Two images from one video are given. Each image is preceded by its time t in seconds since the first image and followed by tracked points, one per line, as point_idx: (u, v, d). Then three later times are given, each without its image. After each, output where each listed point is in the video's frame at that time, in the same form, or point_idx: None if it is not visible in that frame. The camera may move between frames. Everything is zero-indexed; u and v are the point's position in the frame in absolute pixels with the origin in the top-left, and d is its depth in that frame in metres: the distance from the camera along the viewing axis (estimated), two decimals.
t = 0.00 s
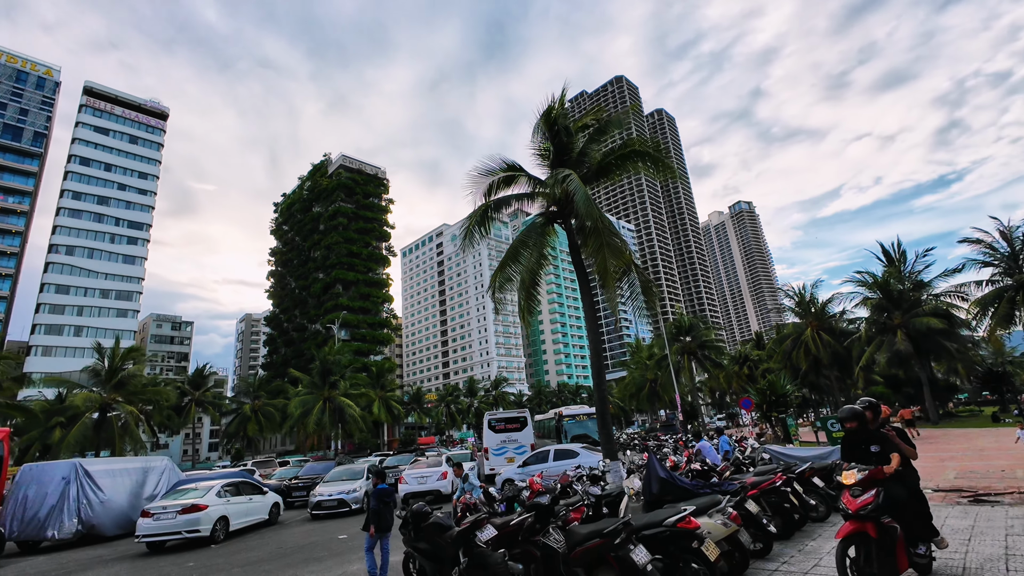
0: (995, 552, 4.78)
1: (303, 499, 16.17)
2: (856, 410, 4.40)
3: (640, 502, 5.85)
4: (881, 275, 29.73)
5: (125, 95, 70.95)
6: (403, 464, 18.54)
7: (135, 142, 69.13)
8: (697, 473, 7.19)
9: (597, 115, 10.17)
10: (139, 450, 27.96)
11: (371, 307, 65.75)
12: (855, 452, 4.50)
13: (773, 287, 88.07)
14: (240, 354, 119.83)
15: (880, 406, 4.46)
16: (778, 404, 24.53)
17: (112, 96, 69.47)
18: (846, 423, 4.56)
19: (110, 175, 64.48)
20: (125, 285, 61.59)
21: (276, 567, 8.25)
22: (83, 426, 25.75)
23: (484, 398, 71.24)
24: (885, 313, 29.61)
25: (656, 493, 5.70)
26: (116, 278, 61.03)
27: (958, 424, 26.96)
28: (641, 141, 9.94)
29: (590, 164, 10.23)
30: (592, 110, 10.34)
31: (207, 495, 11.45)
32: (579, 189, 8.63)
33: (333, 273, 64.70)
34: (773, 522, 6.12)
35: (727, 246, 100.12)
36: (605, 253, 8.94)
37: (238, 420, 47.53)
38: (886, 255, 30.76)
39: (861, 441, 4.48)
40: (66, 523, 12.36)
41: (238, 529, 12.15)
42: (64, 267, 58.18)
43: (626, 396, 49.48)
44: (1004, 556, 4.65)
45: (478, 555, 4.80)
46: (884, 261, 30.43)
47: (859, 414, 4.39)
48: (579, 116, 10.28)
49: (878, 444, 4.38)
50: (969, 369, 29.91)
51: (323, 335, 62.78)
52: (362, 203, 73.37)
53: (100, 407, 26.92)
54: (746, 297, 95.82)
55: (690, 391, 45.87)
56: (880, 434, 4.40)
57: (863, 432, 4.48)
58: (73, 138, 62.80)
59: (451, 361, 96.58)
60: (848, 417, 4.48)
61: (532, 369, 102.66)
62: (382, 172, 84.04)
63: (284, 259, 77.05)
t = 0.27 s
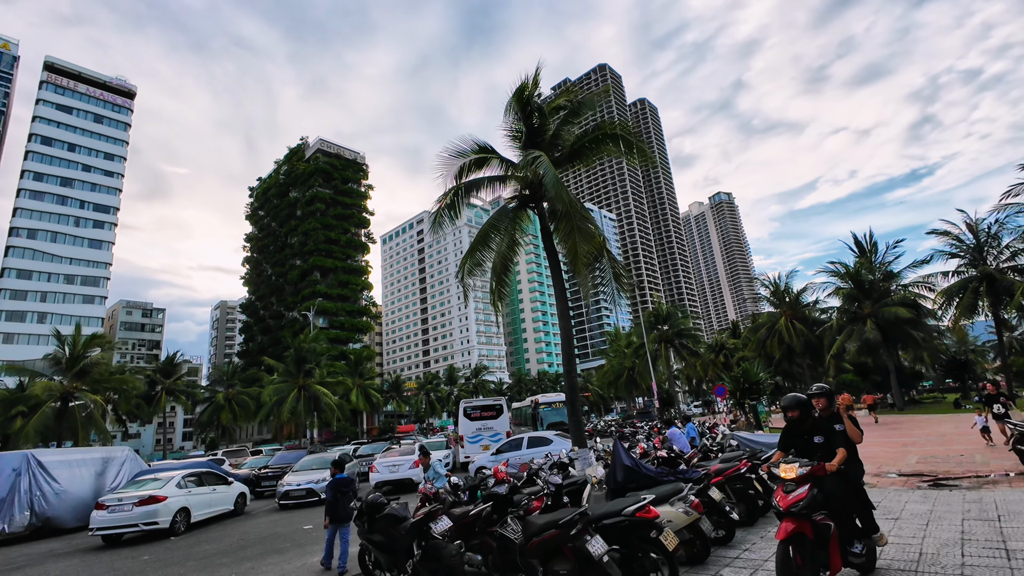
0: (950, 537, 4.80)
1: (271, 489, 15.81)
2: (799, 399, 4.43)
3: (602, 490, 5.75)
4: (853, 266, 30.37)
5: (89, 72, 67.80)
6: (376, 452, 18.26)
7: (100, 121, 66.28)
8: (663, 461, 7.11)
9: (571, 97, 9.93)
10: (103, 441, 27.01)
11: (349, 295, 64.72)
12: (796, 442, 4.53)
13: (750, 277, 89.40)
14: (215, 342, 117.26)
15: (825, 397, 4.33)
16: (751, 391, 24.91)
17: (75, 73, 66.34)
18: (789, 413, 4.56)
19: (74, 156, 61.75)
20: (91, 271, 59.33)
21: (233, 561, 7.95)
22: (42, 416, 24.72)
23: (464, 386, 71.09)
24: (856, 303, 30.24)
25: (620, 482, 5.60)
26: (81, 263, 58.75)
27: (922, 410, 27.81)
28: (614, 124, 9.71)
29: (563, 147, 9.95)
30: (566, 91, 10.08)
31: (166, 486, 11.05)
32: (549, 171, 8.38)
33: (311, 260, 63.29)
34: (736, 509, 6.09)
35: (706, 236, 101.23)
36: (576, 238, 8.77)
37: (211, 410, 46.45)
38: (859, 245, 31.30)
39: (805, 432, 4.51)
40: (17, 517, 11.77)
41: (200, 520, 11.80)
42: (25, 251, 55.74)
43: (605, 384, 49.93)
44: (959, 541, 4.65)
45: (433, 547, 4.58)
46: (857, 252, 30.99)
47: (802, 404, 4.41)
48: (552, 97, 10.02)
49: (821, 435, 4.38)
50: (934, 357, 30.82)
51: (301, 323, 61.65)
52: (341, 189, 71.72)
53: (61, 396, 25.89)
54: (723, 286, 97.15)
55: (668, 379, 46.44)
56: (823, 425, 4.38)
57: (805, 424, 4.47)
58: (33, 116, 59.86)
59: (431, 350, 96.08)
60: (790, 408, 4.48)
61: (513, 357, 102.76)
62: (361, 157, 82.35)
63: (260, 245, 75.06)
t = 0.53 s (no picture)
0: (910, 519, 4.78)
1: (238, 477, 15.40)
2: (734, 384, 3.94)
3: (567, 475, 5.61)
4: (825, 256, 30.99)
5: (47, 43, 64.13)
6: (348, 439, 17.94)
7: (60, 96, 62.96)
8: (632, 445, 7.00)
9: (544, 73, 9.64)
10: (64, 429, 26.02)
11: (326, 281, 63.54)
12: (732, 430, 4.03)
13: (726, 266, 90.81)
14: (187, 328, 114.29)
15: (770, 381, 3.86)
16: (724, 377, 25.31)
17: (31, 43, 62.66)
18: (723, 399, 4.07)
19: (31, 132, 58.60)
20: (53, 253, 56.76)
21: (187, 551, 7.63)
22: None
23: (443, 373, 70.83)
24: (827, 292, 30.87)
25: (585, 467, 5.47)
26: (41, 245, 56.15)
27: (887, 395, 28.73)
28: (588, 102, 9.47)
29: (537, 125, 9.68)
30: (540, 67, 9.78)
31: (122, 475, 10.60)
32: (518, 149, 8.14)
33: (286, 245, 61.68)
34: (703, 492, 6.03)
35: (685, 225, 102.11)
36: (547, 218, 8.56)
37: (181, 397, 45.25)
38: (832, 235, 31.83)
39: (741, 419, 4.01)
40: None
41: (159, 509, 11.38)
42: None
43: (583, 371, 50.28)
44: (920, 522, 4.63)
45: (386, 536, 4.38)
46: (830, 242, 31.56)
47: (738, 390, 3.93)
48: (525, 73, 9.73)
49: (757, 423, 3.92)
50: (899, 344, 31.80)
51: (275, 309, 60.38)
52: (317, 172, 69.81)
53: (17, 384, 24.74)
54: (700, 275, 98.50)
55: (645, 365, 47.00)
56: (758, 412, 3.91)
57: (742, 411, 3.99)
58: None
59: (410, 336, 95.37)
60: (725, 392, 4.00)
61: (493, 344, 102.73)
62: (338, 139, 80.30)
63: (233, 229, 72.46)
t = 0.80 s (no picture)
0: (870, 501, 4.76)
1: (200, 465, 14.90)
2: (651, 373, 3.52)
3: (530, 461, 5.43)
4: (797, 245, 31.55)
5: None
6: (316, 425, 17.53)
7: (11, 65, 59.12)
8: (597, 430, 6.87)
9: (516, 47, 9.32)
10: (16, 417, 24.79)
11: (299, 265, 62.03)
12: (652, 422, 3.59)
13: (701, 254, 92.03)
14: (154, 312, 110.67)
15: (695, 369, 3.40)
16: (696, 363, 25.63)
17: None
18: (645, 388, 3.63)
19: None
20: (6, 233, 53.74)
21: (133, 543, 7.25)
22: None
23: (419, 358, 70.32)
24: (797, 280, 31.49)
25: (549, 453, 5.31)
26: None
27: (851, 381, 29.60)
28: (560, 79, 9.20)
29: (508, 102, 9.39)
30: (511, 41, 9.45)
31: (69, 464, 10.05)
32: (486, 125, 7.87)
33: (257, 227, 59.69)
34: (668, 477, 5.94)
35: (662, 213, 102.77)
36: (516, 196, 8.29)
37: (147, 384, 43.76)
38: (804, 224, 32.32)
39: (660, 410, 3.56)
40: None
41: (111, 499, 10.87)
42: None
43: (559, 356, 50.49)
44: (879, 505, 4.61)
45: (334, 527, 4.13)
46: (802, 231, 32.10)
47: (656, 376, 3.51)
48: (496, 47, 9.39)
49: (676, 415, 3.43)
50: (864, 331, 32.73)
51: (246, 293, 58.74)
52: (290, 152, 67.48)
53: None
54: (676, 263, 99.65)
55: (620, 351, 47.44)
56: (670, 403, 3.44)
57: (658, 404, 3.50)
58: None
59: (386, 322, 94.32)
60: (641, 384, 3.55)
61: (470, 330, 102.40)
62: (312, 119, 77.86)
63: (201, 210, 69.09)
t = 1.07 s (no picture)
0: (829, 487, 4.74)
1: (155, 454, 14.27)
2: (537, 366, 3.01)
3: (488, 450, 5.24)
4: (767, 235, 32.08)
5: None
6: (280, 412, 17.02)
7: None
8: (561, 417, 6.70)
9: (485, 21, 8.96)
10: None
11: (268, 249, 60.12)
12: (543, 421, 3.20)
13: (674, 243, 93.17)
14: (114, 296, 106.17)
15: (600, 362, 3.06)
16: (667, 349, 25.89)
17: None
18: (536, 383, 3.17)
19: None
20: None
21: (72, 538, 6.82)
22: None
23: (393, 345, 69.52)
24: (766, 269, 32.08)
25: (509, 441, 5.16)
26: None
27: (815, 367, 30.45)
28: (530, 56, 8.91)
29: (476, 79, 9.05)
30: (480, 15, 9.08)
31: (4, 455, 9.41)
32: (451, 101, 7.56)
33: (224, 209, 57.25)
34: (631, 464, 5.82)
35: (637, 202, 103.43)
36: (483, 172, 8.01)
37: (105, 371, 41.89)
38: (775, 214, 32.81)
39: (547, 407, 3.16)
40: None
41: (54, 492, 10.27)
42: None
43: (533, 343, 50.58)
44: (839, 491, 4.57)
45: (273, 521, 3.85)
46: (772, 221, 32.62)
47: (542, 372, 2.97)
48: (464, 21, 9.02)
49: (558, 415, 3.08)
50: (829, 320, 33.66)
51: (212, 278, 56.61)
52: (258, 132, 64.63)
53: None
54: (650, 252, 100.68)
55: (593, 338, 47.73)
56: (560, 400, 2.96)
57: (547, 397, 3.02)
58: None
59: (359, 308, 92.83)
60: (527, 376, 3.07)
61: (445, 317, 101.75)
62: (282, 98, 75.01)
63: (163, 190, 65.12)
